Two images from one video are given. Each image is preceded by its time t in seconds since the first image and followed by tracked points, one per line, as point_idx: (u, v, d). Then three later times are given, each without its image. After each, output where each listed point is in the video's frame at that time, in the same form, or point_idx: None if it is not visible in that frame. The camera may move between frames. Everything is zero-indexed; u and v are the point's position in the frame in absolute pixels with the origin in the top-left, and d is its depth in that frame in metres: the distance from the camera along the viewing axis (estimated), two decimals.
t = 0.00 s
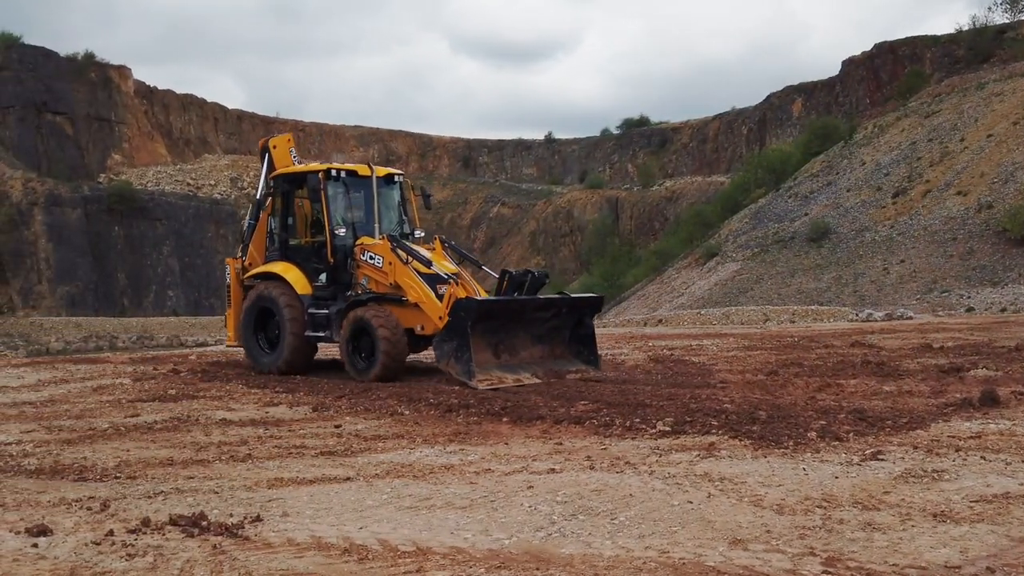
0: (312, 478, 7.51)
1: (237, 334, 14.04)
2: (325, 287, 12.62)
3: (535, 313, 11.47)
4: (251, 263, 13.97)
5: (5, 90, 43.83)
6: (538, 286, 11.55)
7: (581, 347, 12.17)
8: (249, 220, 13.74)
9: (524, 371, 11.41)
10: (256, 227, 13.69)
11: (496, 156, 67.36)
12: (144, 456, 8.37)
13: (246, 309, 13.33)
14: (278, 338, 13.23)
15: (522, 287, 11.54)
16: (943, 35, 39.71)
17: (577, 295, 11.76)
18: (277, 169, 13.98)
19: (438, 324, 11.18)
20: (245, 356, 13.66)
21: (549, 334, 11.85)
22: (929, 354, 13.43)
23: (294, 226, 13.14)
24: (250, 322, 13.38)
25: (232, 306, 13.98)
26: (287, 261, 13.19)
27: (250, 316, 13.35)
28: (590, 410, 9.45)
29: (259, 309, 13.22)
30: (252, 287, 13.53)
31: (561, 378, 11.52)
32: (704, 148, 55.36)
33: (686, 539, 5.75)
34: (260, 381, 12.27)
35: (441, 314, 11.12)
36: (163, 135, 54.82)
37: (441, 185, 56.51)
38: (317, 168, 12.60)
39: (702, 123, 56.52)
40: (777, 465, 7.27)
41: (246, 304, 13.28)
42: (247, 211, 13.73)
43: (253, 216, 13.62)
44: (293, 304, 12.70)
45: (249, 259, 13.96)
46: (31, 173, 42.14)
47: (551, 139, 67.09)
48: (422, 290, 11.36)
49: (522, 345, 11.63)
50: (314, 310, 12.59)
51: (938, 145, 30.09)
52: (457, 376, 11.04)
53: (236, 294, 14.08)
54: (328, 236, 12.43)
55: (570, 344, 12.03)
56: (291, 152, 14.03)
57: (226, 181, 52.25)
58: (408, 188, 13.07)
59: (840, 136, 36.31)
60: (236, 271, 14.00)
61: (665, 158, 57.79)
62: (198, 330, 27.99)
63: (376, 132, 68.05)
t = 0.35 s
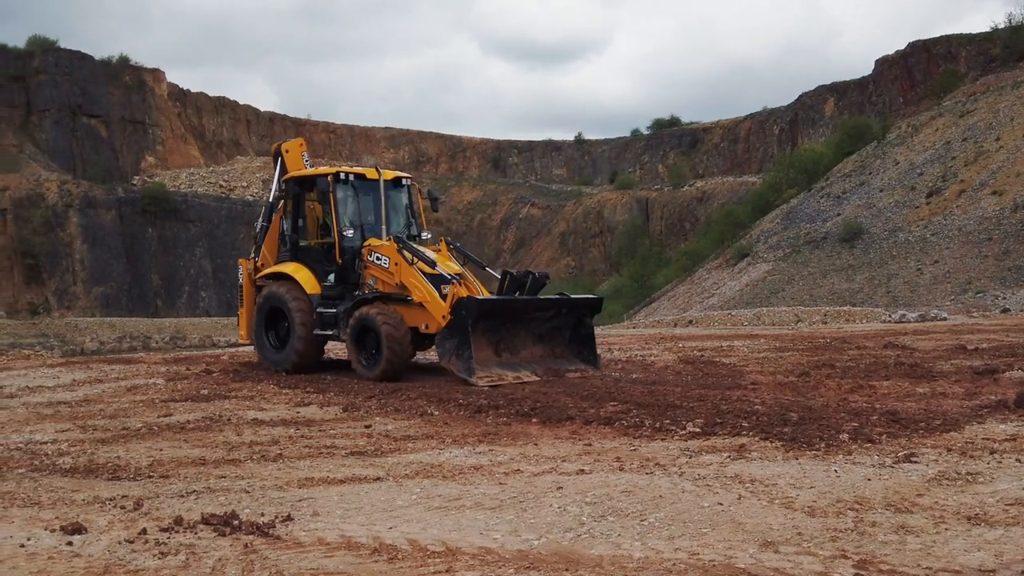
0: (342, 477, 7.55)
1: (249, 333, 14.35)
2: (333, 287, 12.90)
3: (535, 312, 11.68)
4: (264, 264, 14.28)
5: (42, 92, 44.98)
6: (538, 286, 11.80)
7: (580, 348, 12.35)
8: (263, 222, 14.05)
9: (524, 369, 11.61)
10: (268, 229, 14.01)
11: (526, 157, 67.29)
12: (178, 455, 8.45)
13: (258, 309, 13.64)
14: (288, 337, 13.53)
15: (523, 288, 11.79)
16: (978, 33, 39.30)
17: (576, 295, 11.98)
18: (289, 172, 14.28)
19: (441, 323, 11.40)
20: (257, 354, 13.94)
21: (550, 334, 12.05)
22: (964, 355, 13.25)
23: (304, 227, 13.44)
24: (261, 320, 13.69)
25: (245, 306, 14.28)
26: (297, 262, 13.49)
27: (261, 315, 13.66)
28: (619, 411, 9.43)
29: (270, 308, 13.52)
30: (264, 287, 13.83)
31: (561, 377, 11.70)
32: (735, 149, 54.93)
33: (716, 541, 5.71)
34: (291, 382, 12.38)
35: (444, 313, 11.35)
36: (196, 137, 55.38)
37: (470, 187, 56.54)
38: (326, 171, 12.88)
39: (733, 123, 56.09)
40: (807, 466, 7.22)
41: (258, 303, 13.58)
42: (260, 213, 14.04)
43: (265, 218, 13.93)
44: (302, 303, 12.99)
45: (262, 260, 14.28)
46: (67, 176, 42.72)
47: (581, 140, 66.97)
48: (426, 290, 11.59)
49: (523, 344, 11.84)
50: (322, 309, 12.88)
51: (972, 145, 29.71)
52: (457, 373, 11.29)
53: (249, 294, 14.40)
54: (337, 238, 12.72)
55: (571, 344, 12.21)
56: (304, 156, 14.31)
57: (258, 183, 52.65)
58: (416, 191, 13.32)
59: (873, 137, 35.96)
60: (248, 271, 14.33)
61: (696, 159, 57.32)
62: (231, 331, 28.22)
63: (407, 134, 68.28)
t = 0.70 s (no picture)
0: (367, 478, 7.58)
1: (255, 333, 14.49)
2: (338, 290, 13.03)
3: (535, 312, 11.86)
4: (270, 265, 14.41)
5: (71, 95, 45.37)
6: (537, 287, 12.05)
7: (580, 344, 12.51)
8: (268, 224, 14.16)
9: (525, 368, 11.80)
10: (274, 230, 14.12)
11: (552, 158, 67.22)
12: (204, 455, 8.51)
13: (264, 310, 13.77)
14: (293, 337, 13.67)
15: (521, 290, 12.11)
16: (1008, 32, 38.97)
17: (576, 294, 12.17)
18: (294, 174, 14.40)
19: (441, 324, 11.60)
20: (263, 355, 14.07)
21: (550, 332, 12.23)
22: (993, 357, 13.08)
23: (309, 230, 13.55)
24: (267, 321, 13.82)
25: (250, 306, 14.37)
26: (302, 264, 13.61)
27: (267, 316, 13.79)
28: (643, 412, 9.41)
29: (275, 310, 13.65)
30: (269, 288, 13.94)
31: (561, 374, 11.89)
32: (761, 149, 54.54)
33: (742, 543, 5.68)
34: (316, 381, 12.45)
35: (444, 315, 11.56)
36: (223, 139, 55.84)
37: (495, 188, 56.55)
38: (330, 176, 13.01)
39: (759, 123, 55.70)
40: (834, 469, 7.16)
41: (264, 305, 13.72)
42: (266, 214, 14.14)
43: (270, 221, 14.00)
44: (307, 305, 13.12)
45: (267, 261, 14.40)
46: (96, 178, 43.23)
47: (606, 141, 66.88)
48: (427, 292, 11.80)
49: (524, 343, 12.02)
50: (327, 311, 13.03)
51: (1002, 144, 29.36)
52: (458, 374, 11.46)
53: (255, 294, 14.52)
54: (341, 242, 12.85)
55: (571, 341, 12.37)
56: (309, 158, 14.42)
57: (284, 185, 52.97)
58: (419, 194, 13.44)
59: (900, 137, 35.71)
60: (254, 272, 14.38)
61: (721, 159, 56.90)
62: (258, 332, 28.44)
63: (432, 135, 68.46)
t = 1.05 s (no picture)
0: (390, 478, 7.61)
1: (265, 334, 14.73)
2: (343, 292, 13.22)
3: (536, 312, 12.12)
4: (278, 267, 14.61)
5: (100, 98, 45.95)
6: (537, 288, 12.27)
7: (580, 343, 12.80)
8: (276, 228, 14.35)
9: (525, 366, 12.09)
10: (281, 233, 14.30)
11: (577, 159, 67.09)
12: (231, 455, 8.57)
13: (272, 312, 14.00)
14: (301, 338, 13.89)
15: (521, 290, 12.35)
16: None
17: (576, 294, 12.43)
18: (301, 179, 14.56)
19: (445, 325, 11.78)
20: (273, 355, 14.33)
21: (551, 331, 12.51)
22: None
23: (314, 233, 13.72)
24: (275, 322, 14.05)
25: (260, 307, 14.61)
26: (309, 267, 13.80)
27: (276, 318, 14.02)
28: (668, 413, 9.39)
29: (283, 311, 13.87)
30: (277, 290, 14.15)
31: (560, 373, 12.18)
32: (787, 149, 54.17)
33: (767, 545, 5.65)
34: (340, 382, 12.52)
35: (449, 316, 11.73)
36: (250, 141, 56.28)
37: (519, 189, 56.55)
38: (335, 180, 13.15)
39: (786, 123, 55.34)
40: (861, 471, 7.10)
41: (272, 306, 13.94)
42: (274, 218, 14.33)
43: (278, 224, 14.17)
44: (314, 307, 13.33)
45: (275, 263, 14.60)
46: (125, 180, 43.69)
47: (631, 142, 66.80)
48: (431, 294, 11.98)
49: (525, 342, 12.32)
50: (333, 313, 13.22)
51: None
52: (461, 372, 11.70)
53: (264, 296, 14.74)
54: (345, 246, 12.99)
55: (571, 340, 12.65)
56: (315, 162, 14.56)
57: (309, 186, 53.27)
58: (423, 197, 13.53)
59: (928, 136, 35.45)
60: (262, 274, 14.58)
61: (747, 159, 56.56)
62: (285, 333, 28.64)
63: (457, 136, 68.62)
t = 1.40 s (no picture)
0: (411, 478, 7.62)
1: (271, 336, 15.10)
2: (345, 293, 13.59)
3: (526, 314, 12.30)
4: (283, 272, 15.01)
5: (124, 100, 46.38)
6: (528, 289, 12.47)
7: (571, 344, 13.01)
8: (281, 233, 14.77)
9: (517, 367, 12.26)
10: (287, 238, 14.71)
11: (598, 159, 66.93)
12: (252, 455, 8.61)
13: (277, 314, 14.39)
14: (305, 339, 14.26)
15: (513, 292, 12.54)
16: None
17: (567, 297, 12.61)
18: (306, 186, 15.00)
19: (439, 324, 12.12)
20: (278, 357, 14.69)
21: (542, 332, 12.70)
22: None
23: (317, 238, 14.11)
24: (280, 324, 14.44)
25: (265, 311, 15.02)
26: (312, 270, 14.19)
27: (281, 319, 14.40)
28: (688, 414, 9.35)
29: (287, 313, 14.26)
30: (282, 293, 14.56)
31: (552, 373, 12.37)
32: (809, 150, 53.83)
33: (788, 546, 5.63)
34: (359, 382, 12.58)
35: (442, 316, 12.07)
36: (271, 143, 56.62)
37: (540, 190, 56.55)
38: (336, 186, 13.58)
39: (808, 123, 55.00)
40: (883, 472, 7.05)
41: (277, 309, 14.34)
42: (280, 225, 14.75)
43: (283, 230, 14.61)
44: (317, 308, 13.71)
45: (280, 268, 15.00)
46: (148, 182, 44.03)
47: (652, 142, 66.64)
48: (427, 294, 12.35)
49: (516, 343, 12.50)
50: (335, 313, 13.59)
51: None
52: (452, 372, 11.92)
53: (270, 300, 15.13)
54: (346, 248, 13.41)
55: (561, 341, 12.86)
56: (320, 170, 15.00)
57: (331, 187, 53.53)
58: (422, 201, 13.90)
59: (952, 136, 35.22)
60: (267, 279, 15.01)
61: (768, 159, 56.23)
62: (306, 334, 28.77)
63: (478, 138, 68.70)
